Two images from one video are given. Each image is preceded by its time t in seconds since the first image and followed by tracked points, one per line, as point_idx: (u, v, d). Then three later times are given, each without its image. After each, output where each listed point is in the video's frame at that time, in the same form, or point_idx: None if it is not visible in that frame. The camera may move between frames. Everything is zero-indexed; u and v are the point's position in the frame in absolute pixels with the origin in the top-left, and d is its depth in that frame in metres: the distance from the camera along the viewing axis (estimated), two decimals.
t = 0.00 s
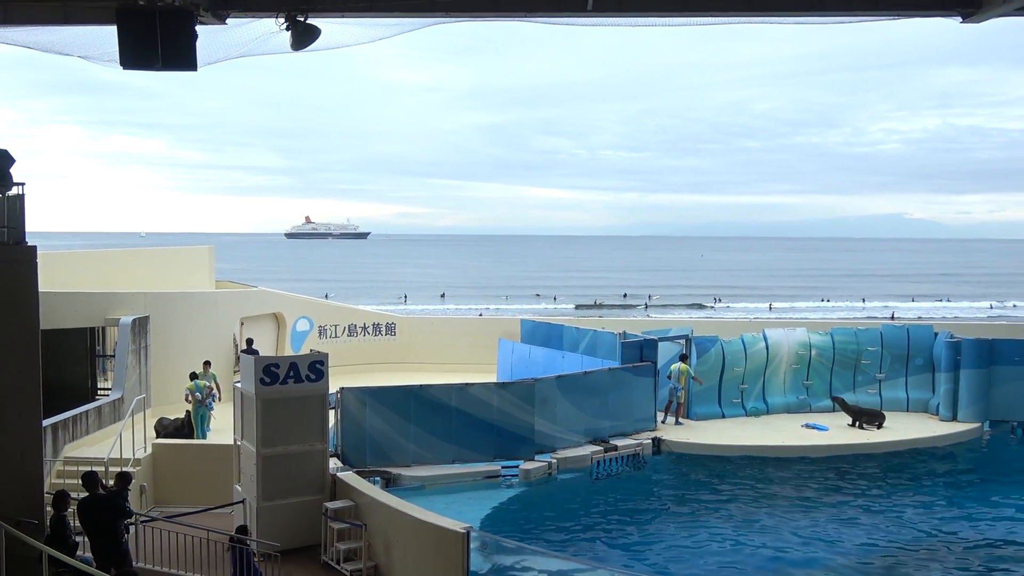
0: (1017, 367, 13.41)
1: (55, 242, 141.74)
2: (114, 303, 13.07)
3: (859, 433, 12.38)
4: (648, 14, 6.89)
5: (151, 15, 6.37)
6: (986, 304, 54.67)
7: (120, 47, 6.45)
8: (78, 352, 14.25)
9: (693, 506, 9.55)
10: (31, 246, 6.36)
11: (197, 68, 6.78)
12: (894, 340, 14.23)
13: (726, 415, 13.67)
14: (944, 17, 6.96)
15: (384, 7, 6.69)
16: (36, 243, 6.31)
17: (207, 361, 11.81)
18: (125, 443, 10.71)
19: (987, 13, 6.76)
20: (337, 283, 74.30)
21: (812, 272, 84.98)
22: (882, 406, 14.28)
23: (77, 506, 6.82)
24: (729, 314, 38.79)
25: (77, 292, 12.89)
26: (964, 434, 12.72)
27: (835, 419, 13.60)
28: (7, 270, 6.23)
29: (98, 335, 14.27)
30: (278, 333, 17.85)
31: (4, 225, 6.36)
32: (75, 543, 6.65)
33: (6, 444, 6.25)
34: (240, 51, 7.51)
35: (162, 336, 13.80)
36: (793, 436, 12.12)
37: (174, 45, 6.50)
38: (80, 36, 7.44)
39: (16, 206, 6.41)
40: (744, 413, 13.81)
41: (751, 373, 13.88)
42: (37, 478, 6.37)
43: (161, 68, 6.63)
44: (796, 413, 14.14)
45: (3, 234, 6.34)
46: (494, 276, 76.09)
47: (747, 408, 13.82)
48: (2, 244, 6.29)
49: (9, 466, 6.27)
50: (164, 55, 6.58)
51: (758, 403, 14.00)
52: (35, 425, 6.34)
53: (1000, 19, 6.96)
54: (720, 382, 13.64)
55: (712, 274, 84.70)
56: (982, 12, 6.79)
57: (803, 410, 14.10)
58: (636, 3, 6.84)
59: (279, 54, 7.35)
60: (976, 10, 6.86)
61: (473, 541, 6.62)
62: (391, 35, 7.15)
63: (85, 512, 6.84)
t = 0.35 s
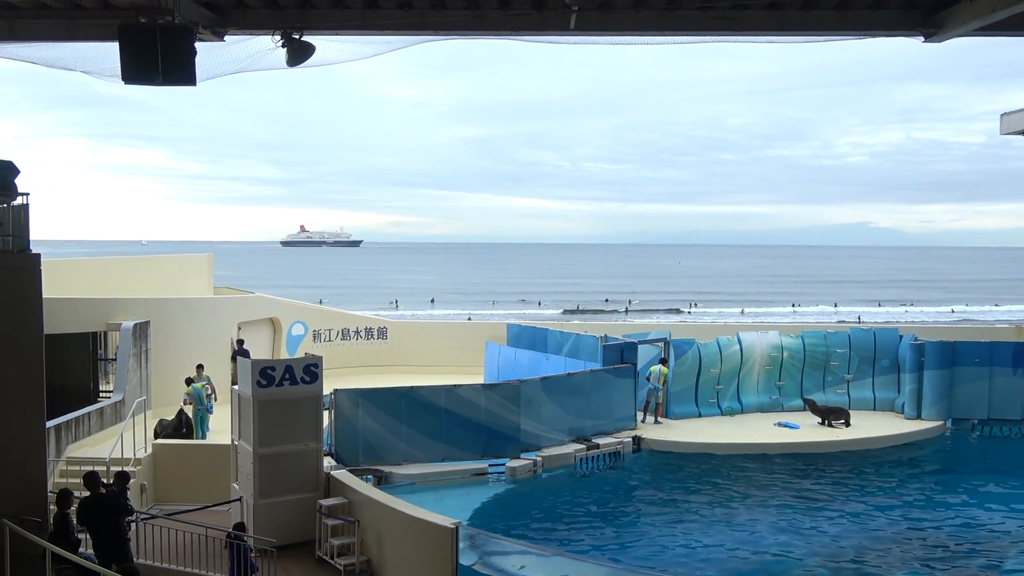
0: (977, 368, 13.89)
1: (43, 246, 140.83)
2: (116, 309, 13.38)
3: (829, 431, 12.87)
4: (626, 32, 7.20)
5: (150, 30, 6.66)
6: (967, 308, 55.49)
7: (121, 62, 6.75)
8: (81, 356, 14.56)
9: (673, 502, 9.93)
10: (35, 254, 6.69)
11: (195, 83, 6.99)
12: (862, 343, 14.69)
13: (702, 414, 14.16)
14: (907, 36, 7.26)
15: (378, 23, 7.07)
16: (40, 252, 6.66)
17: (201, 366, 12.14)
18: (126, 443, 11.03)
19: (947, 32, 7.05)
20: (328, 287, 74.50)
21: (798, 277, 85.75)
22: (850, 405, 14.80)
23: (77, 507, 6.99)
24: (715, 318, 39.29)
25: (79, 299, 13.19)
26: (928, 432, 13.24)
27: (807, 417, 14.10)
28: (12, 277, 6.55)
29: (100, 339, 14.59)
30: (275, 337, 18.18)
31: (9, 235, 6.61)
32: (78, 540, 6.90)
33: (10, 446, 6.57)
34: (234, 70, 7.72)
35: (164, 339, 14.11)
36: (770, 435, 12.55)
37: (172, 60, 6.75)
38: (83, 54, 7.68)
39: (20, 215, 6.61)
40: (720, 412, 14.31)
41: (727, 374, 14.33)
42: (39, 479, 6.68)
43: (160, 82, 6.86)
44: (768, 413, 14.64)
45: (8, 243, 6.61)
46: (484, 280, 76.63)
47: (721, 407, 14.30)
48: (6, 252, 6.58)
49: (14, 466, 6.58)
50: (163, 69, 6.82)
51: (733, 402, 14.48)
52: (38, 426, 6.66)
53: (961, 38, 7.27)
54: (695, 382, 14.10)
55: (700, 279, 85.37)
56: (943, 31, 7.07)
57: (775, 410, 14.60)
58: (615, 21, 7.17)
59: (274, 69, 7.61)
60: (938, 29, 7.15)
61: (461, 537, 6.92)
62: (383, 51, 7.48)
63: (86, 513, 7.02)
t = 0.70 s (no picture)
0: (952, 369, 14.23)
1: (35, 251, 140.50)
2: (116, 313, 13.60)
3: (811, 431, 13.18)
4: (612, 46, 7.47)
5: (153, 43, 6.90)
6: (954, 312, 56.05)
7: (125, 74, 6.96)
8: (82, 360, 14.78)
9: (659, 501, 10.20)
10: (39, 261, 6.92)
11: (195, 94, 7.20)
12: (841, 346, 14.99)
13: (687, 415, 14.47)
14: (883, 50, 7.54)
15: (374, 36, 7.29)
16: (43, 258, 6.88)
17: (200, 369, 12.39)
18: (127, 444, 11.27)
19: (922, 46, 7.33)
20: (321, 292, 74.55)
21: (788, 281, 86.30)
22: (829, 405, 15.15)
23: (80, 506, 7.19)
24: (705, 322, 39.63)
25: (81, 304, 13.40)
26: (906, 431, 13.58)
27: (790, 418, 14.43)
28: (16, 282, 6.78)
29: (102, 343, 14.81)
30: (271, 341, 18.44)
31: (13, 241, 6.90)
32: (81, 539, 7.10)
33: (12, 447, 6.78)
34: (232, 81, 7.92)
35: (163, 343, 14.31)
36: (755, 435, 12.85)
37: (174, 72, 6.95)
38: (86, 66, 7.84)
39: (24, 224, 6.92)
40: (705, 413, 14.63)
41: (710, 375, 14.63)
42: (40, 480, 6.87)
43: (162, 93, 7.05)
44: (750, 413, 14.97)
45: (13, 250, 6.88)
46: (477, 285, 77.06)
47: (706, 408, 14.61)
48: (11, 258, 6.85)
49: (18, 467, 6.81)
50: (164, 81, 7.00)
51: (716, 403, 14.80)
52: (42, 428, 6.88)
53: (934, 52, 7.56)
54: (681, 384, 14.40)
55: (689, 284, 86.36)
56: (918, 46, 7.36)
57: (757, 410, 14.95)
58: (603, 35, 7.43)
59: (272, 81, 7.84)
60: (913, 44, 7.44)
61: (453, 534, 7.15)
62: (377, 63, 7.73)
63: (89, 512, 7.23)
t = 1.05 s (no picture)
0: (948, 374, 14.29)
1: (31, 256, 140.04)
2: (112, 318, 13.58)
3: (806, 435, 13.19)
4: (608, 51, 7.49)
5: (150, 47, 6.83)
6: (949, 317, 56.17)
7: (121, 77, 6.89)
8: (77, 364, 14.79)
9: (655, 506, 10.19)
10: (34, 264, 6.89)
11: (190, 100, 7.17)
12: (837, 351, 15.06)
13: (683, 420, 14.43)
14: (878, 56, 7.56)
15: (369, 42, 7.37)
16: (40, 262, 6.86)
17: (195, 375, 12.41)
18: (122, 449, 11.26)
19: (916, 53, 7.36)
20: (317, 296, 74.46)
21: (784, 287, 86.42)
22: (825, 410, 15.15)
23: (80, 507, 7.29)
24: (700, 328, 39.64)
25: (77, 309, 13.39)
26: (903, 436, 13.58)
27: (787, 423, 14.43)
28: (13, 285, 6.77)
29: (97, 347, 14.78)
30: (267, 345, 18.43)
31: (8, 245, 6.85)
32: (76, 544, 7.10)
33: (7, 450, 6.75)
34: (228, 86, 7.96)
35: (160, 347, 14.31)
36: (751, 440, 12.85)
37: (170, 77, 6.90)
38: (83, 68, 7.80)
39: (19, 227, 6.90)
40: (701, 418, 14.61)
41: (707, 380, 14.64)
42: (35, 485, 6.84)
43: (158, 97, 7.01)
44: (747, 418, 14.94)
45: (9, 254, 6.85)
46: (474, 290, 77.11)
47: (702, 412, 14.59)
48: (7, 262, 6.84)
49: (12, 471, 6.75)
50: (161, 84, 6.96)
51: (713, 408, 14.78)
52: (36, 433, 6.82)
53: (929, 58, 7.58)
54: (677, 388, 14.39)
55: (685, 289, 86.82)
56: (913, 52, 7.38)
57: (753, 415, 14.91)
58: (600, 41, 7.45)
59: (268, 85, 7.85)
60: (908, 50, 7.45)
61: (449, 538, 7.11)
62: (374, 68, 7.74)
63: (87, 515, 7.22)
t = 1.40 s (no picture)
0: (946, 377, 14.28)
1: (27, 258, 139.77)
2: (110, 320, 13.57)
3: (803, 438, 13.20)
4: (607, 53, 7.48)
5: (148, 49, 6.78)
6: (946, 320, 56.28)
7: (118, 78, 6.82)
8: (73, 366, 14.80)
9: (653, 509, 10.19)
10: (33, 267, 6.88)
11: (189, 102, 7.13)
12: (834, 353, 15.08)
13: (681, 423, 14.44)
14: (875, 59, 7.57)
15: (367, 45, 7.32)
16: (37, 265, 6.83)
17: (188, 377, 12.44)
18: (119, 452, 11.23)
19: (913, 56, 7.37)
20: (315, 298, 74.46)
21: (782, 290, 86.46)
22: (823, 413, 15.15)
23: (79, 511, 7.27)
24: (698, 331, 39.65)
25: (73, 312, 13.39)
26: (901, 439, 13.59)
27: (785, 426, 14.43)
28: (12, 288, 6.75)
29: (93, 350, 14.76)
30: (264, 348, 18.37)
31: (6, 248, 6.86)
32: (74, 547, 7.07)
33: (6, 454, 6.73)
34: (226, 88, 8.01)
35: (157, 350, 14.28)
36: (748, 442, 12.86)
37: (169, 78, 6.87)
38: (83, 70, 7.81)
39: (16, 230, 6.91)
40: (699, 421, 14.62)
41: (705, 383, 14.65)
42: (31, 489, 6.83)
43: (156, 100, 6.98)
44: (745, 421, 14.95)
45: (6, 256, 6.84)
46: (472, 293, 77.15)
47: (700, 415, 14.61)
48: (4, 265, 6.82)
49: (9, 475, 6.74)
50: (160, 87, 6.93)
51: (711, 411, 14.79)
52: (32, 437, 6.79)
53: (926, 61, 7.59)
54: (674, 391, 14.41)
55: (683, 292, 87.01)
56: (909, 55, 7.39)
57: (752, 418, 14.92)
58: (598, 44, 7.45)
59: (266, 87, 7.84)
60: (904, 53, 7.46)
61: (447, 541, 7.08)
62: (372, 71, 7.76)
63: (85, 519, 7.19)
